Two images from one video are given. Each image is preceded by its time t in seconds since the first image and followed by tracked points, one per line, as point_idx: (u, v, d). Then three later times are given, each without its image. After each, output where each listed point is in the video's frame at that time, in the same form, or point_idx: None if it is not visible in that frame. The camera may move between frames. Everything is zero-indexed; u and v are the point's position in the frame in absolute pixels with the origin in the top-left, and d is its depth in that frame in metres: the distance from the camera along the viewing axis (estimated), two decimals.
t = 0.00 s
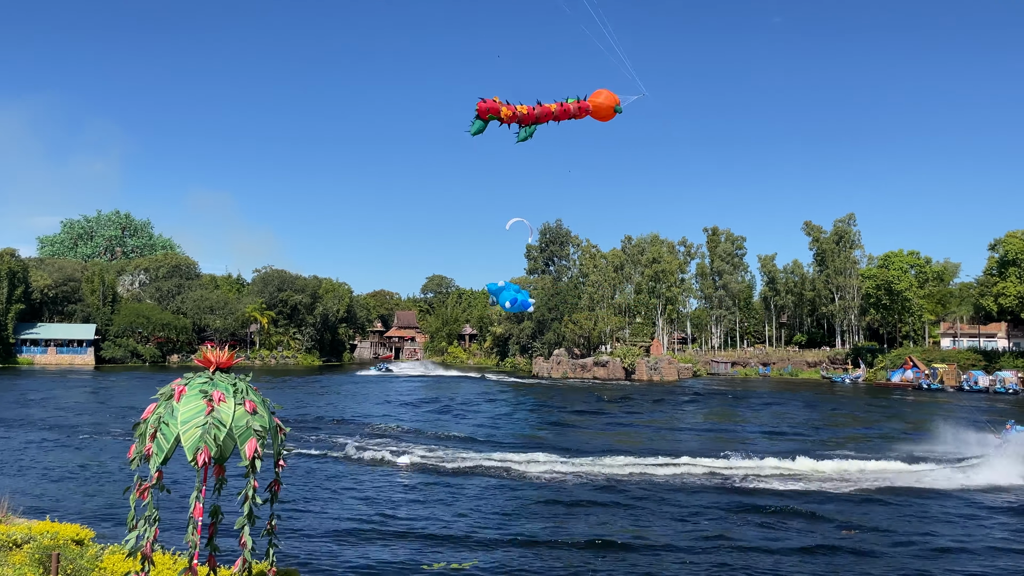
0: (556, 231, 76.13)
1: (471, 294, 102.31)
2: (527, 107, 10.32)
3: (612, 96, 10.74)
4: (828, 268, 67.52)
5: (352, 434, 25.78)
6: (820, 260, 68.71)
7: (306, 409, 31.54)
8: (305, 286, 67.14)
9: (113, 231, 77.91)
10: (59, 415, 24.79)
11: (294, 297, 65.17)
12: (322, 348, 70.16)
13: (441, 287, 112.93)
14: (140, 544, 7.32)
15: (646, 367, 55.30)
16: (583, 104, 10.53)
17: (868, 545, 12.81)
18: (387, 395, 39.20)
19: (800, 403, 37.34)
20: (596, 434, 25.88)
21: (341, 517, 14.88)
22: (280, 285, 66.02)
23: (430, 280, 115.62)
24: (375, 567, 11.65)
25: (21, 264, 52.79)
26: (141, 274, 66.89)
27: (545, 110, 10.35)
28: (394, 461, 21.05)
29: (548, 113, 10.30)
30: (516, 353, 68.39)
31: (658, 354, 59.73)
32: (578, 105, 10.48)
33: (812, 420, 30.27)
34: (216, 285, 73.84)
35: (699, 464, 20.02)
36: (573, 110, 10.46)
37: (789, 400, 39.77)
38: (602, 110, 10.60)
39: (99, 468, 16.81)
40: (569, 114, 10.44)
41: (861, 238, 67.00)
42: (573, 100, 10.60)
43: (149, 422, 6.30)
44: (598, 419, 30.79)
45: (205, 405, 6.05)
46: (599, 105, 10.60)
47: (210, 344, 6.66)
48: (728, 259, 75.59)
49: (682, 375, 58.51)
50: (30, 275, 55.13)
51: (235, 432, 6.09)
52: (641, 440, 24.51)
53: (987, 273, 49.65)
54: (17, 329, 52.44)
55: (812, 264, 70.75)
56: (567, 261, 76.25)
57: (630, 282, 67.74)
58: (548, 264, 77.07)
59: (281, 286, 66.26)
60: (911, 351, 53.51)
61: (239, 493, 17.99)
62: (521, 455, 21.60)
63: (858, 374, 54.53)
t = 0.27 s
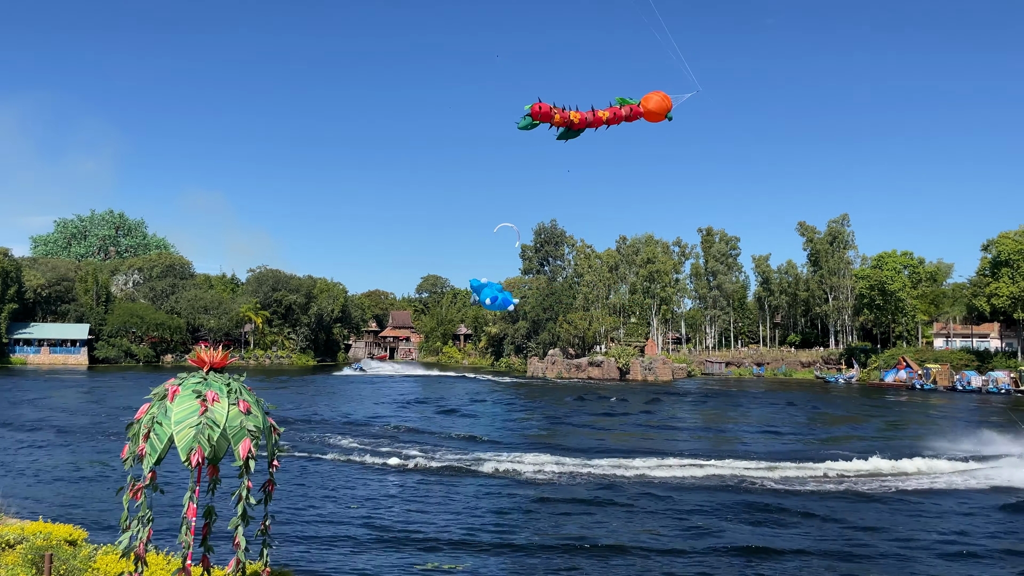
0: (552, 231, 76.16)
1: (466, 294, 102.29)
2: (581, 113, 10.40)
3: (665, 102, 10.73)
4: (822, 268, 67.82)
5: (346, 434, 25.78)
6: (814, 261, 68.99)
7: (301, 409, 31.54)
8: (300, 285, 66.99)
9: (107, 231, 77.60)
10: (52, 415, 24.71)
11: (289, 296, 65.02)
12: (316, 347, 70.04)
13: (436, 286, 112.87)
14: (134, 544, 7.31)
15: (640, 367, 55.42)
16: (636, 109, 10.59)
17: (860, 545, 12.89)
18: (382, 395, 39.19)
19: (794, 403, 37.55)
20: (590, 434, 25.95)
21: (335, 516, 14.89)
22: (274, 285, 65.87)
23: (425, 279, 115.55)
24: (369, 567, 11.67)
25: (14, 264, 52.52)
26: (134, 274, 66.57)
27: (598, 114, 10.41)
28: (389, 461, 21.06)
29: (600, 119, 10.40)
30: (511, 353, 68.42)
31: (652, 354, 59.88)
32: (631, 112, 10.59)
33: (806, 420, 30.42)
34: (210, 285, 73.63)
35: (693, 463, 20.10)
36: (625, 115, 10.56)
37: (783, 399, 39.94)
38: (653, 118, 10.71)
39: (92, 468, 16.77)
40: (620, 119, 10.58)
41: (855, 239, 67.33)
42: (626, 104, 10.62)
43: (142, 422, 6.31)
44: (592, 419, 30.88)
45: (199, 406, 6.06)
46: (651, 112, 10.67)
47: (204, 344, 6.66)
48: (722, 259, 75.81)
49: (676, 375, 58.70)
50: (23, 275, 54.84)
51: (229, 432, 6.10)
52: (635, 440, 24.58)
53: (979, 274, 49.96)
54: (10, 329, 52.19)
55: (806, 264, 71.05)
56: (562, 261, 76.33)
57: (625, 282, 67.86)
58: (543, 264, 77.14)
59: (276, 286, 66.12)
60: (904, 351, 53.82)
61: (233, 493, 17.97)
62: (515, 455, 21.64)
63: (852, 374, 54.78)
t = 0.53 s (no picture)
0: (545, 231, 76.20)
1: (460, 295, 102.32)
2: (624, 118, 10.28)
3: (716, 102, 10.02)
4: (814, 269, 68.15)
5: (339, 434, 25.75)
6: (806, 261, 69.33)
7: (294, 409, 31.49)
8: (293, 285, 66.78)
9: (99, 230, 77.17)
10: (43, 415, 24.53)
11: (282, 296, 64.81)
12: (309, 347, 69.84)
13: (430, 287, 112.75)
14: (126, 544, 7.27)
15: (634, 367, 55.56)
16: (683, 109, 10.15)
17: (852, 545, 12.95)
18: (375, 395, 39.11)
19: (786, 403, 37.72)
20: (585, 434, 25.97)
21: (328, 517, 14.87)
22: (267, 285, 65.67)
23: (419, 279, 115.36)
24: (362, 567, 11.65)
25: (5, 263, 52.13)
26: (127, 274, 66.20)
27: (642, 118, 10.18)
28: (382, 461, 21.04)
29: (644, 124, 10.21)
30: (505, 353, 68.46)
31: (646, 354, 60.04)
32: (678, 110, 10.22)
33: (799, 420, 30.58)
34: (203, 285, 73.31)
35: (685, 464, 20.15)
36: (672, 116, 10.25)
37: (777, 399, 40.14)
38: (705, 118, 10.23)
39: (84, 468, 16.68)
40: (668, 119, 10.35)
41: (847, 239, 67.73)
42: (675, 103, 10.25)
43: (134, 422, 6.30)
44: (586, 419, 30.97)
45: (191, 405, 6.05)
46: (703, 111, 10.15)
47: (196, 343, 6.65)
48: (715, 259, 76.08)
49: (670, 375, 58.85)
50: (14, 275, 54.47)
51: (221, 432, 6.10)
52: (627, 440, 24.66)
53: (971, 274, 50.34)
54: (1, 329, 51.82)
55: (799, 264, 71.39)
56: (556, 261, 76.41)
57: (619, 282, 68.06)
58: (536, 264, 77.18)
59: (269, 286, 65.96)
60: (896, 351, 54.18)
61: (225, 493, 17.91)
62: (508, 455, 21.66)
63: (844, 374, 55.10)
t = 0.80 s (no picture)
0: (538, 231, 76.24)
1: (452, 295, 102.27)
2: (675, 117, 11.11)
3: (766, 98, 10.61)
4: (806, 269, 68.52)
5: (331, 434, 25.73)
6: (799, 262, 69.68)
7: (286, 410, 31.42)
8: (285, 285, 66.56)
9: (90, 230, 76.69)
10: (32, 415, 24.39)
11: (274, 296, 64.60)
12: (302, 347, 69.64)
13: (423, 287, 112.64)
14: (116, 545, 7.25)
15: (627, 367, 55.69)
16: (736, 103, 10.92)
17: (843, 544, 13.05)
18: (367, 395, 39.03)
19: (778, 403, 37.95)
20: (577, 435, 26.04)
21: (320, 517, 14.86)
22: (259, 284, 65.44)
23: (412, 279, 115.19)
24: (354, 567, 11.65)
25: None
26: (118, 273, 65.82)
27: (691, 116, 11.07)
28: (374, 461, 21.03)
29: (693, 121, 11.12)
30: (498, 353, 68.48)
31: (638, 354, 60.20)
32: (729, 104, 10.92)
33: (790, 420, 30.76)
34: (194, 285, 72.96)
35: (677, 464, 20.24)
36: (723, 110, 10.97)
37: (768, 399, 40.34)
38: (756, 110, 10.89)
39: (74, 468, 16.60)
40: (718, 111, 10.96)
41: (839, 240, 68.16)
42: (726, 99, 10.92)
43: (124, 422, 6.29)
44: (579, 419, 31.04)
45: (182, 405, 6.05)
46: (754, 105, 10.82)
47: (187, 343, 6.65)
48: (708, 260, 76.36)
49: (662, 375, 59.03)
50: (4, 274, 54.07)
51: (212, 432, 6.10)
52: (620, 440, 24.73)
53: (962, 274, 50.77)
54: None
55: (791, 265, 71.74)
56: (549, 261, 76.49)
57: (612, 283, 68.25)
58: (529, 264, 77.23)
59: (261, 286, 65.73)
60: (887, 351, 54.55)
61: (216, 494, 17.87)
62: (501, 455, 21.69)
63: (836, 374, 55.43)
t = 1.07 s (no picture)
0: (531, 231, 76.31)
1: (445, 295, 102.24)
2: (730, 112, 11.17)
3: (822, 98, 9.75)
4: (798, 270, 68.89)
5: (323, 434, 25.73)
6: (790, 262, 70.07)
7: (278, 410, 31.35)
8: (277, 285, 66.34)
9: (81, 229, 76.20)
10: (21, 415, 24.22)
11: (266, 296, 64.40)
12: (294, 347, 69.45)
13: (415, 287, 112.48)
14: (106, 545, 7.24)
15: (619, 367, 55.85)
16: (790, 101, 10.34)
17: (832, 544, 13.16)
18: (360, 395, 38.99)
19: (769, 403, 38.15)
20: (570, 434, 26.11)
21: (312, 517, 14.84)
22: (251, 284, 65.21)
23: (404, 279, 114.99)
24: (343, 567, 11.70)
25: None
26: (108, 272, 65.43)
27: (746, 111, 11.04)
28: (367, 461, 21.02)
29: (750, 116, 11.14)
30: (490, 354, 68.51)
31: (631, 354, 60.39)
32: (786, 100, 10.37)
33: (782, 420, 30.93)
34: (186, 284, 72.63)
35: (668, 464, 20.34)
36: (778, 106, 10.52)
37: (760, 399, 40.56)
38: (813, 110, 10.08)
39: (64, 469, 16.52)
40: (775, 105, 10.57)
41: (830, 240, 68.59)
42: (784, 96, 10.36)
43: (115, 422, 6.30)
44: (572, 419, 31.12)
45: (172, 405, 6.06)
46: (808, 104, 9.99)
47: (178, 343, 6.66)
48: (700, 260, 76.67)
49: (654, 375, 59.22)
50: None
51: (203, 432, 6.12)
52: (612, 440, 24.82)
53: (952, 275, 51.21)
54: None
55: (783, 265, 72.15)
56: (541, 261, 76.57)
57: (604, 283, 68.46)
58: (522, 264, 77.30)
59: (253, 285, 65.49)
60: (878, 351, 54.97)
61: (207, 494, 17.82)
62: (493, 455, 21.73)
63: (827, 374, 55.78)
